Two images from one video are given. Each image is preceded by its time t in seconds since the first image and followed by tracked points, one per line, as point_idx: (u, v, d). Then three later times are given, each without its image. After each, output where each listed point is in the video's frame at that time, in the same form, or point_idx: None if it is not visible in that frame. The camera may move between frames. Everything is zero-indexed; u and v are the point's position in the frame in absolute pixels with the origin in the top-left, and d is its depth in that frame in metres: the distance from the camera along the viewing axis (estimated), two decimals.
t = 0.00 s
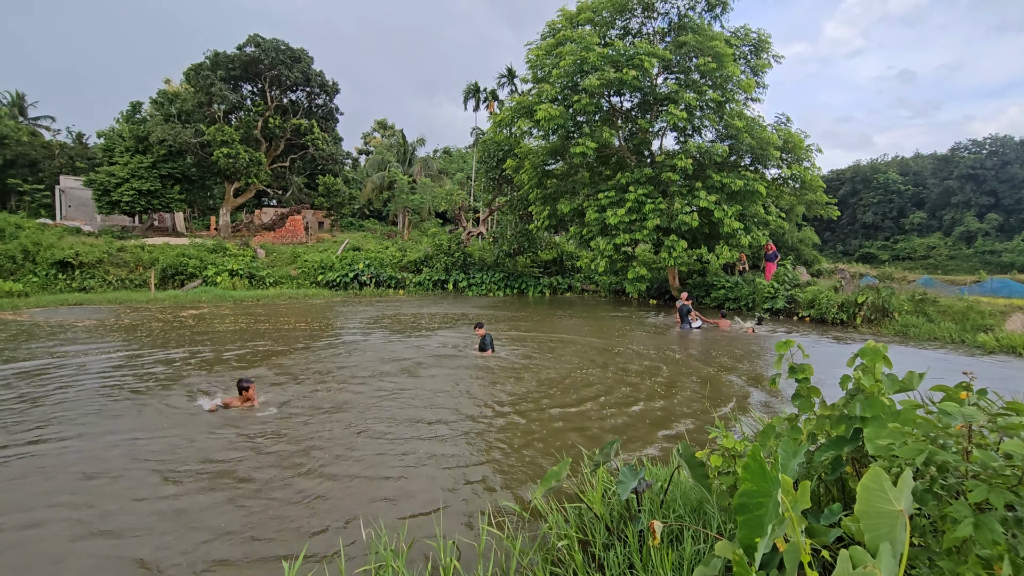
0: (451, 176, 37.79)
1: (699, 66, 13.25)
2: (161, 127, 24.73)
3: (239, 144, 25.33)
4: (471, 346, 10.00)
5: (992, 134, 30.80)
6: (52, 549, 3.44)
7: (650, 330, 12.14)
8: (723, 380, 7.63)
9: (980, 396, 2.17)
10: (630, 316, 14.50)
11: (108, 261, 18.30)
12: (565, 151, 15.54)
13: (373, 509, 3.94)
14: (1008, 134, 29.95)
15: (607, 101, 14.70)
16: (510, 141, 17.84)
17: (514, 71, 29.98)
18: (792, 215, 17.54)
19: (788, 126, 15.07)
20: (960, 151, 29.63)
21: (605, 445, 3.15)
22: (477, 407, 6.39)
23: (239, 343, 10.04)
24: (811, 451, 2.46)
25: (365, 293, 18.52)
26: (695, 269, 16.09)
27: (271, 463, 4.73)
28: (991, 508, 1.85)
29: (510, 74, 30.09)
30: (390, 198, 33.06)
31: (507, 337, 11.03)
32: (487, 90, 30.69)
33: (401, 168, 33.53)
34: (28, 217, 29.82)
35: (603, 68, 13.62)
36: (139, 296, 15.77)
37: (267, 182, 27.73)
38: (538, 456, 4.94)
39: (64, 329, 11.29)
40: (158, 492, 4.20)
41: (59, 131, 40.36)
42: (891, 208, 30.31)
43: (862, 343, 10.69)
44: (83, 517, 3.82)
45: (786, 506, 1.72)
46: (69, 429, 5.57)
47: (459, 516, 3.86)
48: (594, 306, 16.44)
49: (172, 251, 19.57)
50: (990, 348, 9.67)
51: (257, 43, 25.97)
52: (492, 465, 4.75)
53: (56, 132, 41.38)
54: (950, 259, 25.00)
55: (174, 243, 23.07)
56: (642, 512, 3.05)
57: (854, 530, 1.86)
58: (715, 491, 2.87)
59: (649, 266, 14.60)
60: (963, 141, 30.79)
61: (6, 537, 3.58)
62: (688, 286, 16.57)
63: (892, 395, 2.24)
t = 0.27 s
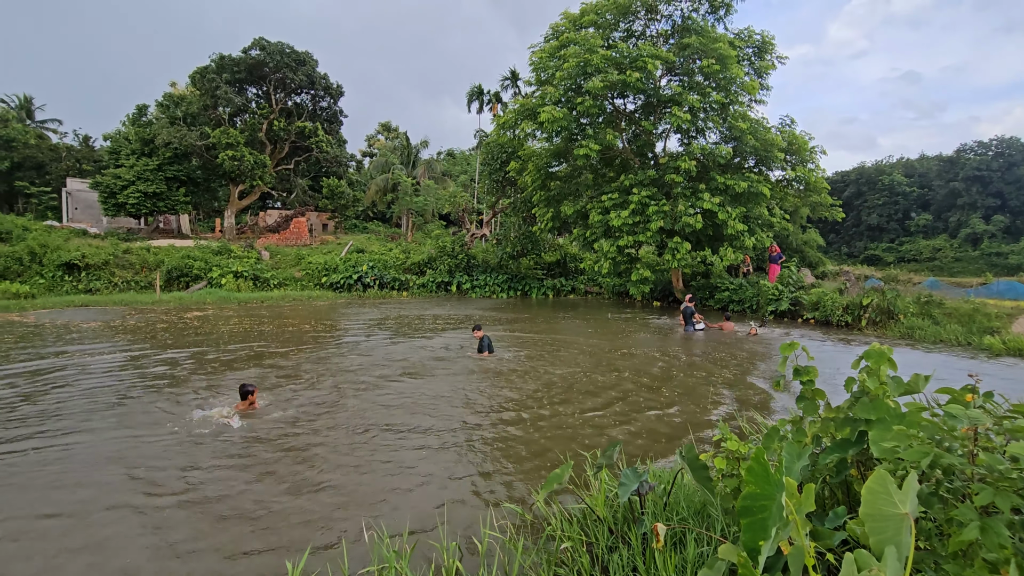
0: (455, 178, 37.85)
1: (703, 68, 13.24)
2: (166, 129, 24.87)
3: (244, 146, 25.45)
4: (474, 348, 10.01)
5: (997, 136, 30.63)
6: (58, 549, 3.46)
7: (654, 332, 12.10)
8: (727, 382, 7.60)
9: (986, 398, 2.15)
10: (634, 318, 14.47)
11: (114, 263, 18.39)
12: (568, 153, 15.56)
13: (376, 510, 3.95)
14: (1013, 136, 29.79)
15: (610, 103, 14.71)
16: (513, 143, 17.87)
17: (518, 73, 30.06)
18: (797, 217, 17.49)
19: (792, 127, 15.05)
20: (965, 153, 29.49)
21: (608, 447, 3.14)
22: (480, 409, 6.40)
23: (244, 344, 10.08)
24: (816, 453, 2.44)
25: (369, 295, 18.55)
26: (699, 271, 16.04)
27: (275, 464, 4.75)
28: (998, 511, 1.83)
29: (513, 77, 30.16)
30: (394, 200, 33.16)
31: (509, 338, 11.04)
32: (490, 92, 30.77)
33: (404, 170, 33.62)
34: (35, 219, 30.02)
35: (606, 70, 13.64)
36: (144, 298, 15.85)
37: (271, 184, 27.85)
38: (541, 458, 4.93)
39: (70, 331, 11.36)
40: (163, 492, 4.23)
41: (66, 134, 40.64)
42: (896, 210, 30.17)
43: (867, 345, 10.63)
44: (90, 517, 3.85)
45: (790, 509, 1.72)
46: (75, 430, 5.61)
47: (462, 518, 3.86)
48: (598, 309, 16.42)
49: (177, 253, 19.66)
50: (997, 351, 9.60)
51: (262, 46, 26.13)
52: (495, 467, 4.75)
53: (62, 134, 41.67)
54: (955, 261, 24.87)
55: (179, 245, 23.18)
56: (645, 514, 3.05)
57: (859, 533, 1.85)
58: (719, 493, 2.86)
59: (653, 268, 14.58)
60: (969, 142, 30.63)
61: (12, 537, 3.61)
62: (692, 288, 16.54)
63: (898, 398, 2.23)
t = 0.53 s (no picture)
0: (458, 180, 37.92)
1: (705, 70, 13.24)
2: (171, 132, 25.00)
3: (248, 148, 25.56)
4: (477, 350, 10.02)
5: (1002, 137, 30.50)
6: (63, 550, 3.49)
7: (657, 334, 12.09)
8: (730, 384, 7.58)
9: (991, 401, 2.15)
10: (637, 319, 14.47)
11: (118, 265, 18.49)
12: (571, 155, 15.59)
13: (380, 511, 3.96)
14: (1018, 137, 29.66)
15: (613, 105, 14.73)
16: (516, 145, 17.90)
17: (521, 75, 30.13)
18: (800, 218, 17.45)
19: (796, 129, 15.03)
20: (970, 154, 29.39)
21: (611, 449, 3.14)
22: (483, 410, 6.41)
23: (247, 346, 10.12)
24: (819, 456, 2.44)
25: (372, 297, 18.59)
26: (702, 272, 16.02)
27: (279, 465, 4.76)
28: (1003, 514, 1.83)
29: (516, 79, 30.22)
30: (397, 202, 33.24)
31: (512, 340, 11.04)
32: (493, 95, 30.83)
33: (407, 172, 33.72)
34: (40, 221, 30.21)
35: (609, 72, 13.65)
36: (148, 299, 15.92)
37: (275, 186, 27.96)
38: (544, 460, 4.93)
39: (75, 332, 11.43)
40: (168, 492, 4.25)
41: (71, 136, 40.92)
42: (900, 211, 30.08)
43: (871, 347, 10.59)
44: (96, 517, 3.88)
45: (793, 511, 1.72)
46: (80, 430, 5.64)
47: (465, 519, 3.86)
48: (601, 310, 16.42)
49: (182, 255, 19.75)
50: (1002, 353, 9.56)
51: (266, 49, 26.27)
52: (498, 468, 4.75)
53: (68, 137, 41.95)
54: (960, 263, 24.76)
55: (184, 247, 23.28)
56: (648, 515, 3.05)
57: (863, 535, 1.85)
58: (723, 495, 2.85)
59: (656, 270, 14.56)
60: (974, 144, 30.50)
61: (16, 538, 3.63)
62: (696, 290, 16.51)
63: (902, 400, 2.23)
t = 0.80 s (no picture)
0: (460, 182, 37.98)
1: (707, 72, 13.25)
2: (174, 134, 25.09)
3: (251, 150, 25.63)
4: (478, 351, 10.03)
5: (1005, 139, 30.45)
6: (65, 551, 3.49)
7: (659, 335, 12.08)
8: (733, 386, 7.56)
9: (994, 402, 2.14)
10: (638, 321, 14.45)
11: (121, 266, 18.55)
12: (573, 156, 15.61)
13: (381, 513, 3.96)
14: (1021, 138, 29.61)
15: (615, 106, 14.74)
16: (518, 147, 17.92)
17: (522, 77, 30.18)
18: (803, 220, 17.42)
19: (798, 130, 15.02)
20: (972, 155, 29.33)
21: (613, 451, 3.14)
22: (485, 411, 6.41)
23: (249, 347, 10.14)
24: (821, 457, 2.43)
25: (374, 298, 18.61)
26: (704, 274, 16.01)
27: (281, 467, 4.76)
28: (1006, 516, 1.82)
29: (518, 81, 30.27)
30: (399, 204, 33.30)
31: (514, 342, 11.04)
32: (495, 96, 30.89)
33: (409, 174, 33.77)
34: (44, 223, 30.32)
35: (611, 74, 13.66)
36: (151, 301, 15.96)
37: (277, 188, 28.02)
38: (546, 461, 4.93)
39: (78, 334, 11.47)
40: (169, 494, 4.26)
41: (75, 138, 41.13)
42: (903, 212, 30.00)
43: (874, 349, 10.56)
44: (98, 519, 3.89)
45: (795, 513, 1.72)
46: (83, 432, 5.66)
47: (467, 521, 3.86)
48: (603, 312, 16.41)
49: (184, 257, 19.80)
50: (1005, 355, 9.53)
51: (268, 51, 26.36)
52: (499, 470, 4.74)
53: (71, 138, 42.14)
54: (963, 264, 24.70)
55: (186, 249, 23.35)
56: (650, 517, 3.05)
57: (866, 537, 1.84)
58: (725, 497, 2.84)
59: (658, 271, 14.55)
60: (977, 145, 30.43)
61: (18, 539, 3.63)
62: (697, 292, 16.50)
63: (904, 402, 2.23)
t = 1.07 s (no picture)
0: (461, 183, 38.02)
1: (708, 72, 13.25)
2: (176, 135, 25.15)
3: (252, 152, 25.68)
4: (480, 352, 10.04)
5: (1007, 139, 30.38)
6: (70, 550, 3.51)
7: (661, 336, 12.07)
8: (734, 387, 7.55)
9: (996, 404, 2.14)
10: (640, 322, 14.43)
11: (123, 267, 18.60)
12: (574, 157, 15.63)
13: (383, 513, 3.96)
14: None
15: (616, 107, 14.74)
16: (519, 148, 17.93)
17: (524, 78, 30.20)
18: (804, 221, 17.40)
19: (799, 131, 15.00)
20: (975, 156, 29.27)
21: (614, 452, 3.14)
22: (486, 412, 6.42)
23: (251, 348, 10.17)
24: (823, 459, 2.43)
25: (375, 299, 18.63)
26: (706, 275, 15.99)
27: (282, 467, 4.78)
28: (1008, 517, 1.82)
29: (519, 82, 30.29)
30: (400, 205, 33.33)
31: (515, 343, 11.04)
32: (496, 97, 30.91)
33: (411, 175, 33.81)
34: (46, 224, 30.42)
35: (612, 75, 13.66)
36: (153, 302, 16.00)
37: (279, 189, 28.08)
38: (547, 462, 4.92)
39: (80, 335, 11.50)
40: (172, 494, 4.28)
41: (78, 140, 41.29)
42: (905, 213, 29.93)
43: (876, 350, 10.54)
44: (101, 519, 3.90)
45: (796, 514, 1.71)
46: (85, 432, 5.68)
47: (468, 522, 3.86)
48: (604, 313, 16.40)
49: (186, 258, 19.83)
50: (1008, 355, 9.50)
51: (270, 53, 26.43)
52: (501, 471, 4.74)
53: (74, 140, 42.31)
54: (966, 265, 24.63)
55: (188, 250, 23.40)
56: (652, 518, 3.05)
57: (867, 539, 1.84)
58: (726, 498, 2.84)
59: (659, 272, 14.55)
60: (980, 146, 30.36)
61: (21, 539, 3.65)
62: (699, 293, 16.48)
63: (905, 403, 2.22)
